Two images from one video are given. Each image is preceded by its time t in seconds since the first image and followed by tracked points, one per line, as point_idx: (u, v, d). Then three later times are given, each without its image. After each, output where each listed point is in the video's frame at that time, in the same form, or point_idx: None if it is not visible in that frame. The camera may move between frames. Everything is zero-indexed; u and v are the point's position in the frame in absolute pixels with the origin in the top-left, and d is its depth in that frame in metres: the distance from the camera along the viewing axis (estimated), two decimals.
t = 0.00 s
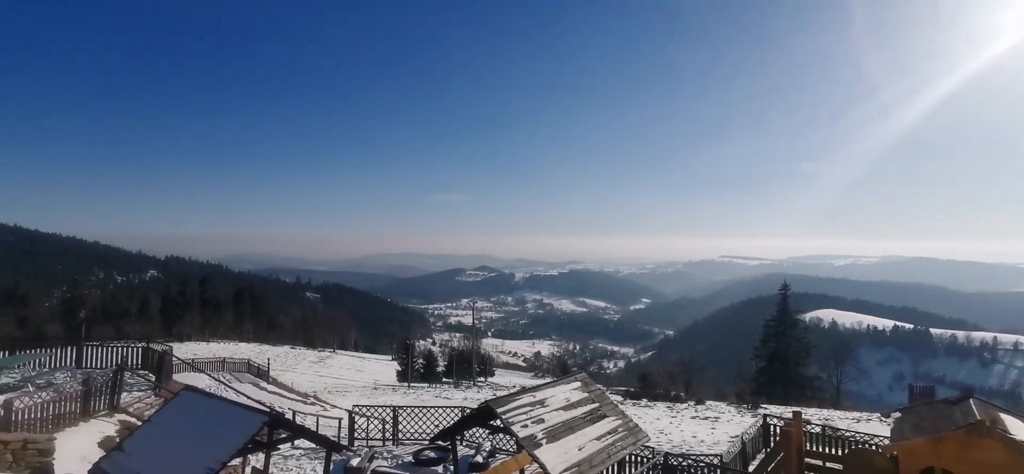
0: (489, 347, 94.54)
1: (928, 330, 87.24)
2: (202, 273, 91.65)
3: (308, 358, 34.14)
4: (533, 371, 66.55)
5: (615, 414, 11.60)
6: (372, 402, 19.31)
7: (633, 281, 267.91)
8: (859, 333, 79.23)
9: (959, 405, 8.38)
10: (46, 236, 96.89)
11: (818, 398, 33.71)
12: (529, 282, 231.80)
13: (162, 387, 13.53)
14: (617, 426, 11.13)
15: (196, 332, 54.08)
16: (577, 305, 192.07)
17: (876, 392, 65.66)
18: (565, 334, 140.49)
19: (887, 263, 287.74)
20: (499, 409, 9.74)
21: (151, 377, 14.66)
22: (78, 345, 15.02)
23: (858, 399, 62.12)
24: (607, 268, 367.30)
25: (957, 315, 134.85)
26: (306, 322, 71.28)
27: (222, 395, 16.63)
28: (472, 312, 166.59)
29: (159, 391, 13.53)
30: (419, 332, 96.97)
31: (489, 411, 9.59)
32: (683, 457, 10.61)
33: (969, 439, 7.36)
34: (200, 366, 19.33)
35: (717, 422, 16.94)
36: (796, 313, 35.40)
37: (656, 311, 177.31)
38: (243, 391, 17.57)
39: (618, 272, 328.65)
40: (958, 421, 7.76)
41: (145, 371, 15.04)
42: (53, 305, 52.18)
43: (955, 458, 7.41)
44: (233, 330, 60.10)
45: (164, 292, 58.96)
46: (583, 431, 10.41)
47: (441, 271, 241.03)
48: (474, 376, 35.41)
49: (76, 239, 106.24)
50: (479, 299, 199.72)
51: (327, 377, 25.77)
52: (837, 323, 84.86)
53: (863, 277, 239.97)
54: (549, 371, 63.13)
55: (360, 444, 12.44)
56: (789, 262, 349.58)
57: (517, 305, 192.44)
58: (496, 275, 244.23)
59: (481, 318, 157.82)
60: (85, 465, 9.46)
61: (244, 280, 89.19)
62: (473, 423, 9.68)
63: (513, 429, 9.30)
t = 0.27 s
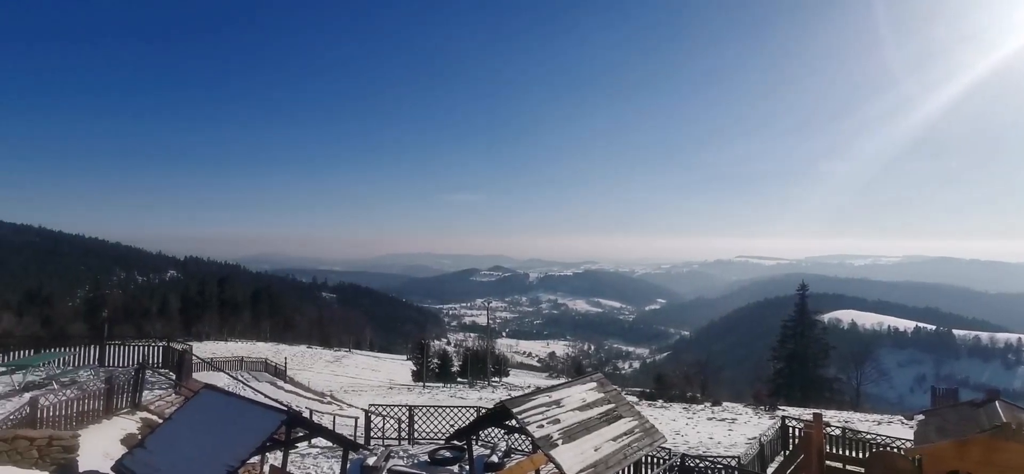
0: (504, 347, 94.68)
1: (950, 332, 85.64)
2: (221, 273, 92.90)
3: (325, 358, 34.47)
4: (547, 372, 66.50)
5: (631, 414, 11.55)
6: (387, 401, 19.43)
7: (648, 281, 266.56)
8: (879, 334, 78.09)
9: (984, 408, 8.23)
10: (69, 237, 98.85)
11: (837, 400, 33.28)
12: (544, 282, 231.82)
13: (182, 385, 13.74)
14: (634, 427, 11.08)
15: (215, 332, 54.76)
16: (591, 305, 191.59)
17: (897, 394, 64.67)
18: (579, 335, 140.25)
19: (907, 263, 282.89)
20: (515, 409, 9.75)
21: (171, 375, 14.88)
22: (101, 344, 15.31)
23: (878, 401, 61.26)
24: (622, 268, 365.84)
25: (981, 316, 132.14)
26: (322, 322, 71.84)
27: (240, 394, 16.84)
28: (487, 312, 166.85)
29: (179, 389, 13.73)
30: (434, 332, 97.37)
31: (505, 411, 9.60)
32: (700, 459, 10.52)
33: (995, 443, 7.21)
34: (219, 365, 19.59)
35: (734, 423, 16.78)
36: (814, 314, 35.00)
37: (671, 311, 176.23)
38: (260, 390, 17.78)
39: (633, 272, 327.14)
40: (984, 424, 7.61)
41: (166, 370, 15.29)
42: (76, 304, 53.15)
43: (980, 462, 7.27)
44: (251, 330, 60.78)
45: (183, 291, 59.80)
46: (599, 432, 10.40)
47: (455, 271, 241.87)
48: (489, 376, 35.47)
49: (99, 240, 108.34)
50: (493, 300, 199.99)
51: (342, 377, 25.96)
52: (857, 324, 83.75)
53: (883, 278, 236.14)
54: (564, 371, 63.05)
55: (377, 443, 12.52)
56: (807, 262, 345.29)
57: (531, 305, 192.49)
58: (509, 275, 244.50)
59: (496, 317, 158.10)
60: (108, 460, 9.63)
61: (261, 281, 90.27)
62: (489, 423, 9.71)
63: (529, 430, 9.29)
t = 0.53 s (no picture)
0: (514, 352, 94.55)
1: (968, 337, 84.31)
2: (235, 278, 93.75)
3: (336, 361, 34.64)
4: (558, 376, 66.31)
5: (643, 419, 11.49)
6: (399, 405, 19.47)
7: (659, 286, 265.17)
8: (894, 340, 77.13)
9: (1002, 414, 8.12)
10: (86, 242, 100.24)
11: (852, 406, 32.89)
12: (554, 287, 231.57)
13: (197, 388, 13.88)
14: (645, 432, 11.03)
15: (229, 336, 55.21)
16: (602, 310, 190.94)
17: (913, 400, 63.78)
18: (590, 339, 139.78)
19: (923, 267, 279.01)
20: (527, 414, 9.74)
21: (186, 379, 15.03)
22: (117, 347, 15.51)
23: (894, 407, 60.44)
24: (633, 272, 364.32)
25: (1000, 321, 129.98)
26: (334, 326, 72.21)
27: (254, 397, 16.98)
28: (497, 317, 166.74)
29: (194, 392, 13.87)
30: (445, 336, 97.55)
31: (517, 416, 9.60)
32: (713, 465, 10.42)
33: (1013, 449, 7.10)
34: (232, 369, 19.76)
35: (747, 429, 16.64)
36: (828, 319, 34.65)
37: (683, 316, 175.13)
38: (273, 393, 17.92)
39: (644, 277, 325.65)
40: (1002, 430, 7.52)
41: (181, 373, 15.46)
42: (93, 308, 53.82)
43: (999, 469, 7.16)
44: (264, 334, 61.24)
45: (197, 295, 60.31)
46: (610, 436, 10.35)
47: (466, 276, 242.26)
48: (499, 381, 35.44)
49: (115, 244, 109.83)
50: (504, 304, 199.91)
51: (354, 381, 26.07)
52: (871, 329, 82.76)
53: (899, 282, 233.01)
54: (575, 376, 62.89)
55: (389, 447, 12.57)
56: (820, 266, 341.77)
57: (541, 309, 192.32)
58: (520, 279, 244.53)
59: (506, 322, 158.00)
60: (123, 463, 9.72)
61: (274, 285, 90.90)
62: (500, 427, 9.69)
63: (541, 434, 9.28)
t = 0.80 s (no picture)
0: (519, 374, 93.72)
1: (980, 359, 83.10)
2: (240, 298, 93.77)
3: (341, 383, 34.42)
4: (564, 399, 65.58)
5: (651, 442, 11.33)
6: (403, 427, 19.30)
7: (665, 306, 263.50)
8: (904, 362, 76.12)
9: (1017, 438, 8.01)
10: (93, 262, 100.61)
11: (863, 429, 32.35)
12: (560, 308, 230.51)
13: (201, 410, 13.80)
14: (654, 455, 10.87)
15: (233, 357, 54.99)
16: (608, 331, 189.50)
17: (926, 424, 62.64)
18: (596, 360, 138.47)
19: (933, 288, 276.14)
20: (533, 436, 9.64)
21: (190, 399, 14.94)
22: (123, 368, 15.49)
23: (906, 431, 59.35)
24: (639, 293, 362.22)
25: (1011, 343, 128.23)
26: (339, 347, 71.89)
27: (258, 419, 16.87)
28: (502, 338, 165.62)
29: (199, 414, 13.79)
30: (449, 357, 96.96)
31: (524, 438, 9.50)
32: None
33: None
34: (237, 390, 19.67)
35: (757, 452, 16.38)
36: (837, 340, 34.31)
37: (690, 337, 173.55)
38: (278, 415, 17.79)
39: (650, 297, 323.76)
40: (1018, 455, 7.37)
41: (186, 394, 15.38)
42: (99, 328, 53.75)
43: None
44: (268, 354, 60.97)
45: (202, 316, 60.19)
46: (618, 460, 10.20)
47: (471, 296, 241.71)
48: (504, 403, 35.06)
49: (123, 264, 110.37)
50: (509, 325, 198.80)
51: (358, 402, 25.86)
52: (881, 350, 81.81)
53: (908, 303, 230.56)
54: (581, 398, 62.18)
55: (394, 470, 12.42)
56: (828, 287, 339.01)
57: (547, 330, 191.09)
58: (524, 300, 243.69)
59: (512, 343, 156.96)
60: None
61: (280, 305, 90.68)
62: (507, 449, 9.56)
63: (548, 457, 9.15)
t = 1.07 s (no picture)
0: (528, 380, 93.47)
1: (997, 366, 81.81)
2: (250, 304, 94.31)
3: (350, 388, 34.51)
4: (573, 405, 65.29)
5: (662, 449, 11.27)
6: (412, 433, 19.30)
7: (675, 313, 262.00)
8: (919, 368, 75.15)
9: None
10: (106, 268, 101.64)
11: (877, 437, 31.94)
12: (569, 313, 229.92)
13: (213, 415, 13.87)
14: (664, 462, 10.79)
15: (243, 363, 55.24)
16: (617, 337, 188.59)
17: (941, 431, 61.75)
18: (606, 367, 137.86)
19: (948, 294, 272.29)
20: (543, 442, 9.59)
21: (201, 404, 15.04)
22: (135, 373, 15.63)
23: (921, 438, 58.57)
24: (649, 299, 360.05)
25: None
26: (348, 353, 72.05)
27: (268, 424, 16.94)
28: (511, 343, 165.36)
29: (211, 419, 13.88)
30: (458, 363, 96.98)
31: (533, 445, 9.47)
32: None
33: None
34: (247, 395, 19.79)
35: (768, 460, 16.22)
36: (850, 346, 33.94)
37: (700, 343, 172.37)
38: (288, 420, 17.86)
39: (660, 303, 321.86)
40: None
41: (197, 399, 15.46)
42: (111, 334, 54.17)
43: None
44: (278, 360, 61.20)
45: (213, 321, 60.58)
46: (629, 466, 10.14)
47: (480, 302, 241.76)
48: (513, 409, 35.01)
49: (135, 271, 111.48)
50: (518, 331, 198.42)
51: (367, 408, 25.89)
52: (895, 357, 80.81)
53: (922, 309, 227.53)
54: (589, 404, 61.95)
55: None
56: (840, 292, 335.48)
57: (556, 336, 190.63)
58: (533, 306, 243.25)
59: (521, 349, 156.60)
60: None
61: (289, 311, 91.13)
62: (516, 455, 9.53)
63: (558, 464, 9.11)
